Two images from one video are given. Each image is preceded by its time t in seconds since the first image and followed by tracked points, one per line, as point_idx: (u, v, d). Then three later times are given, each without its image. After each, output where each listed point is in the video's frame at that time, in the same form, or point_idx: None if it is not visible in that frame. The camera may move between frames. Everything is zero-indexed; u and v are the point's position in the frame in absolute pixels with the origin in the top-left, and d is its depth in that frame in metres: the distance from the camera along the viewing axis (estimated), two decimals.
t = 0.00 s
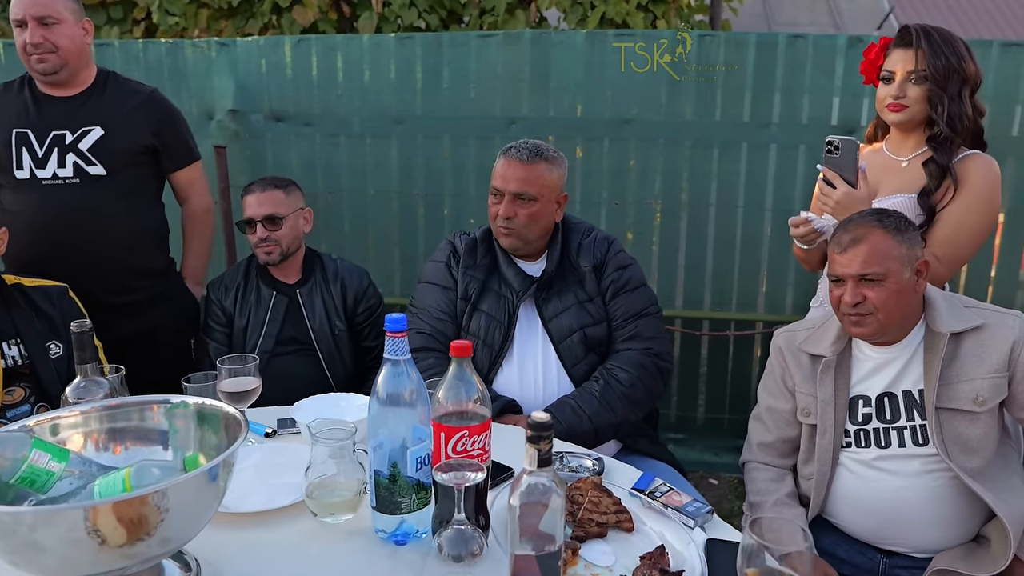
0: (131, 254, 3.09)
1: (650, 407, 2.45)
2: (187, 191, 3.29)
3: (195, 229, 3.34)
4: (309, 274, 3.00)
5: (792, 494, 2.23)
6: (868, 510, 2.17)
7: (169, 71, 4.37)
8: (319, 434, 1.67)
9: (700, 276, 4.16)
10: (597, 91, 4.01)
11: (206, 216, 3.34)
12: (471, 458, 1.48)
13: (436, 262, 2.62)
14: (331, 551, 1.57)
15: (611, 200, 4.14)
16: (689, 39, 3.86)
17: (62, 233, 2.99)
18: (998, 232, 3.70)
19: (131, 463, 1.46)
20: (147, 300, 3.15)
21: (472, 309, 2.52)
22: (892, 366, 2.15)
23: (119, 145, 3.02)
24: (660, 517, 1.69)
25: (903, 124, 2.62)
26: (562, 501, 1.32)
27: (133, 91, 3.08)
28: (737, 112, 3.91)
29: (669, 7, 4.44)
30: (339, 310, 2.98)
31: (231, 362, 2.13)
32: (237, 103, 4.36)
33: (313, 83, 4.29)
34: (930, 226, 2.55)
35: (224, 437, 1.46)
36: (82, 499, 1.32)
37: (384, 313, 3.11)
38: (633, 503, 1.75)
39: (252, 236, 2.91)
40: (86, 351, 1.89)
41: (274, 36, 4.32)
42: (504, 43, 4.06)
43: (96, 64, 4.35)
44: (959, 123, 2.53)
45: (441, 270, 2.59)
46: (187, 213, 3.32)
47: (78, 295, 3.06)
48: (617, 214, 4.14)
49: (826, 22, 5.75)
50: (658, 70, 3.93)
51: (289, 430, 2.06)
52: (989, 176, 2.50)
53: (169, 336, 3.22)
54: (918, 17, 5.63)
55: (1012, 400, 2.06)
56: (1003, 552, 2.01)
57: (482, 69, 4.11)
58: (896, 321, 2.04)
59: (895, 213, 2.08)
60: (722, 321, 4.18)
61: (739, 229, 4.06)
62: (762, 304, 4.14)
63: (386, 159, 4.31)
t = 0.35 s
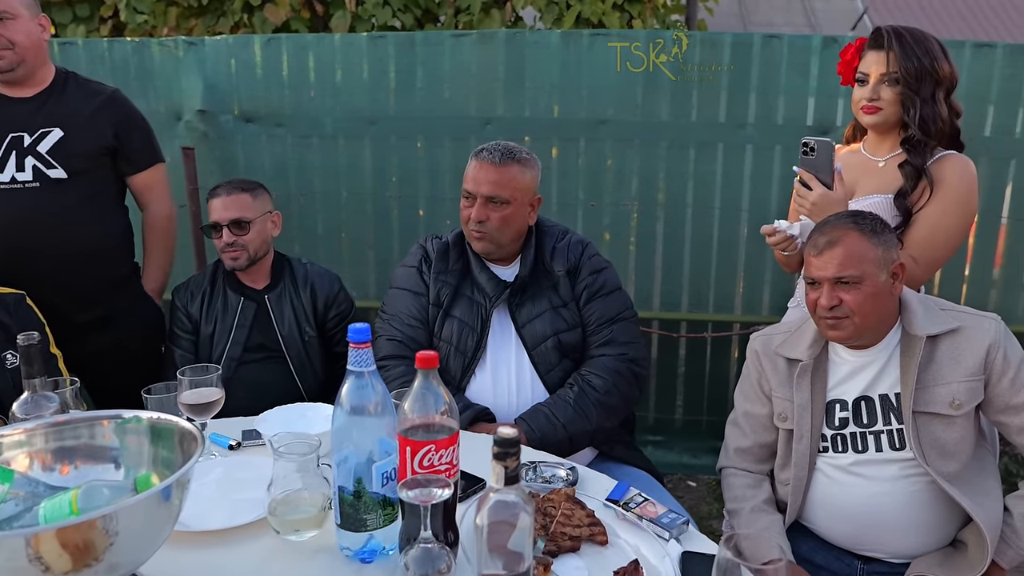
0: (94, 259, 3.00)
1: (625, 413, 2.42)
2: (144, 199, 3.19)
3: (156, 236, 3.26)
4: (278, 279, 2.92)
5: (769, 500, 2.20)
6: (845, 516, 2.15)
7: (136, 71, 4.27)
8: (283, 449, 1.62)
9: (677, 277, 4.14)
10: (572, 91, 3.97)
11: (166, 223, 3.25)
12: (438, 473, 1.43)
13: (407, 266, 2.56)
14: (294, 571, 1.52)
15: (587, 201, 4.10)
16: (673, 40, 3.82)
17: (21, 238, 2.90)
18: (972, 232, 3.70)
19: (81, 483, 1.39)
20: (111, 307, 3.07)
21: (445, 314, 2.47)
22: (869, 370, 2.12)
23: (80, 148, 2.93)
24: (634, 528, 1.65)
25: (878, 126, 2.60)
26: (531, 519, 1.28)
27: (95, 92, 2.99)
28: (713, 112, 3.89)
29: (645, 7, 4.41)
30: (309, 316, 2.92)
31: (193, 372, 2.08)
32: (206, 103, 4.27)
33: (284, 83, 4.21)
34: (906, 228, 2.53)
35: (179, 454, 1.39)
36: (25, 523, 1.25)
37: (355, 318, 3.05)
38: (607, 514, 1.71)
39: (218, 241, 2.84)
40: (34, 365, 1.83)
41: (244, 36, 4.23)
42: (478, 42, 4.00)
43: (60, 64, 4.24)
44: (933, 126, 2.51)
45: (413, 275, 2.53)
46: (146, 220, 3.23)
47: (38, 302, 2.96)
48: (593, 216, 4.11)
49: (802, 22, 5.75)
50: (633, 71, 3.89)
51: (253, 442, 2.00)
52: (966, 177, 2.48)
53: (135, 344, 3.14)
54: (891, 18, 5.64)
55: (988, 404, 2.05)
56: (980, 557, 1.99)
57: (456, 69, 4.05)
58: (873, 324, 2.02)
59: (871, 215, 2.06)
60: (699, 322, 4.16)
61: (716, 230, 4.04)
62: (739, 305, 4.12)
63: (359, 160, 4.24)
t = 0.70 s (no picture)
0: (54, 267, 2.91)
1: (600, 423, 2.38)
2: (108, 206, 3.11)
3: (120, 244, 3.18)
4: (246, 287, 2.85)
5: (746, 510, 2.18)
6: (822, 526, 2.12)
7: (101, 72, 4.16)
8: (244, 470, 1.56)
9: (654, 280, 4.11)
10: (548, 93, 3.93)
11: (131, 231, 3.18)
12: (403, 495, 1.37)
13: (377, 274, 2.50)
14: None
15: (563, 205, 4.06)
16: (669, 39, 3.78)
17: None
18: (947, 234, 3.71)
19: (26, 511, 1.32)
20: (72, 316, 2.98)
21: (415, 324, 2.41)
22: (845, 378, 2.10)
23: (38, 153, 2.84)
24: (608, 546, 1.60)
25: (850, 129, 2.59)
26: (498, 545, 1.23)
27: (53, 95, 2.90)
28: (689, 114, 3.87)
29: (621, 8, 4.37)
30: (278, 325, 2.85)
31: (152, 389, 2.02)
32: (174, 106, 4.17)
33: (254, 85, 4.12)
34: (876, 232, 2.51)
35: (130, 478, 1.33)
36: None
37: (327, 327, 2.99)
38: (580, 531, 1.67)
39: (183, 248, 2.76)
40: None
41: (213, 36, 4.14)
42: (452, 43, 3.94)
43: (22, 64, 4.12)
44: (903, 129, 2.49)
45: (383, 283, 2.48)
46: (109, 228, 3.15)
47: None
48: (569, 219, 4.07)
49: (778, 23, 5.75)
50: (609, 72, 3.86)
51: (217, 459, 1.93)
52: (936, 181, 2.46)
53: (98, 354, 3.05)
54: (866, 20, 5.66)
55: (964, 411, 2.03)
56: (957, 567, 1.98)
57: (430, 70, 3.99)
58: (849, 332, 2.00)
59: (846, 221, 2.03)
60: (676, 326, 4.14)
61: (693, 233, 4.02)
62: (716, 308, 4.11)
63: (332, 163, 4.17)
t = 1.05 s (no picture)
0: (12, 278, 2.82)
1: (576, 433, 2.35)
2: (70, 213, 3.03)
3: (83, 255, 3.07)
4: (215, 297, 2.79)
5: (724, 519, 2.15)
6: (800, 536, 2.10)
7: (64, 74, 4.06)
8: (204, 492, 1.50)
9: (631, 283, 4.09)
10: (523, 96, 3.89)
11: (93, 241, 3.08)
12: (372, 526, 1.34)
13: (348, 284, 2.45)
14: None
15: (539, 209, 4.03)
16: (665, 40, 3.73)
17: None
18: (920, 236, 3.73)
19: None
20: (33, 328, 2.89)
21: (388, 334, 2.36)
22: (823, 387, 2.09)
23: None
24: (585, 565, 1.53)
25: (823, 136, 2.59)
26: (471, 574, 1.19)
27: (10, 100, 2.81)
28: (664, 117, 3.85)
29: (596, 10, 4.34)
30: (248, 335, 2.79)
31: (113, 407, 1.95)
32: (140, 109, 4.07)
33: (224, 88, 4.04)
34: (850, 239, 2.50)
35: (85, 506, 1.27)
36: None
37: (299, 336, 2.93)
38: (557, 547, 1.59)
39: (149, 258, 2.69)
40: None
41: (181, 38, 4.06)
42: (426, 46, 3.89)
43: None
44: (875, 136, 2.48)
45: (355, 293, 2.42)
46: (72, 237, 3.05)
47: None
48: (546, 224, 4.04)
49: (752, 24, 5.76)
50: (585, 76, 3.83)
51: (181, 478, 1.88)
52: (908, 188, 2.45)
53: (60, 367, 2.96)
54: (839, 23, 5.69)
55: (941, 420, 2.03)
56: None
57: (403, 73, 3.94)
58: (829, 341, 1.98)
59: (825, 229, 2.01)
60: (654, 330, 4.12)
61: (669, 236, 4.00)
62: (693, 312, 4.09)
63: (304, 167, 4.10)
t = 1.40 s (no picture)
0: None
1: (555, 441, 2.33)
2: (37, 220, 2.96)
3: (52, 263, 2.98)
4: (186, 305, 2.73)
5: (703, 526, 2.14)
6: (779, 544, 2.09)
7: (31, 77, 3.96)
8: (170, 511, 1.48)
9: (609, 287, 4.08)
10: (500, 99, 3.87)
11: (62, 249, 2.99)
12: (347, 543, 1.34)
13: (323, 292, 2.41)
14: None
15: (517, 213, 4.00)
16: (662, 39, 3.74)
17: None
18: (895, 238, 3.75)
19: None
20: None
21: (363, 343, 2.32)
22: (802, 394, 2.09)
23: None
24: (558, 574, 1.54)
25: (797, 140, 2.59)
26: None
27: None
28: (641, 120, 3.84)
29: (572, 12, 4.33)
30: (220, 344, 2.74)
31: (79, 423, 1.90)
32: (109, 112, 3.99)
33: (196, 92, 3.97)
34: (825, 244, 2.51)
35: (47, 530, 1.22)
36: None
37: (274, 345, 2.88)
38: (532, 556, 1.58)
39: (121, 266, 2.63)
40: None
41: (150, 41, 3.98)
42: (401, 48, 3.85)
43: None
44: (848, 140, 2.49)
45: (330, 301, 2.38)
46: (39, 246, 2.97)
47: None
48: (523, 228, 4.01)
49: (728, 26, 5.78)
50: (562, 79, 3.82)
51: (149, 494, 1.82)
52: (880, 192, 2.46)
53: (27, 378, 2.89)
54: (813, 26, 5.72)
55: (917, 426, 2.03)
56: None
57: (379, 76, 3.90)
58: (810, 349, 1.98)
59: (807, 236, 2.00)
60: (632, 334, 4.12)
61: (647, 240, 4.00)
62: (671, 315, 4.09)
63: (278, 171, 4.04)
